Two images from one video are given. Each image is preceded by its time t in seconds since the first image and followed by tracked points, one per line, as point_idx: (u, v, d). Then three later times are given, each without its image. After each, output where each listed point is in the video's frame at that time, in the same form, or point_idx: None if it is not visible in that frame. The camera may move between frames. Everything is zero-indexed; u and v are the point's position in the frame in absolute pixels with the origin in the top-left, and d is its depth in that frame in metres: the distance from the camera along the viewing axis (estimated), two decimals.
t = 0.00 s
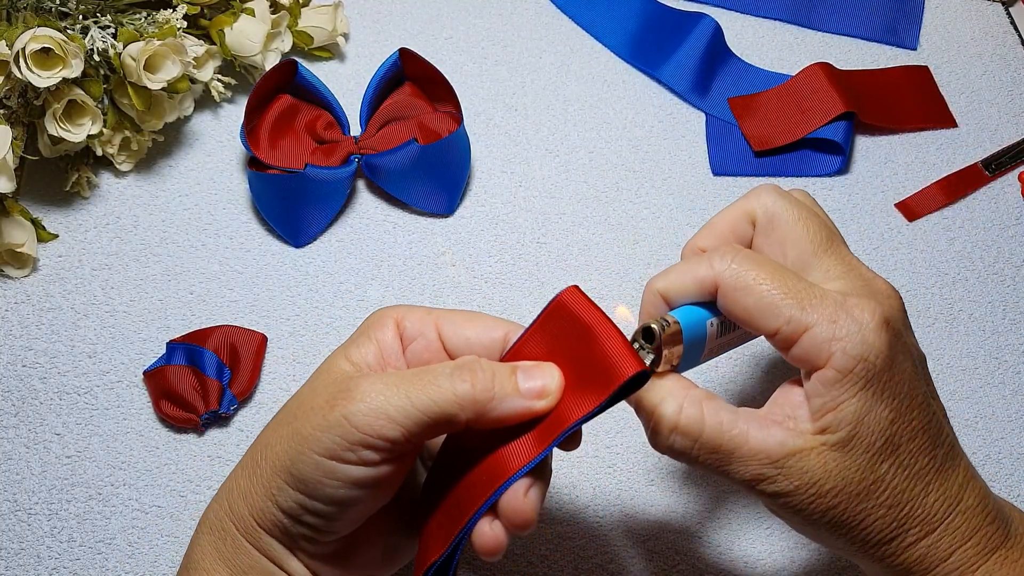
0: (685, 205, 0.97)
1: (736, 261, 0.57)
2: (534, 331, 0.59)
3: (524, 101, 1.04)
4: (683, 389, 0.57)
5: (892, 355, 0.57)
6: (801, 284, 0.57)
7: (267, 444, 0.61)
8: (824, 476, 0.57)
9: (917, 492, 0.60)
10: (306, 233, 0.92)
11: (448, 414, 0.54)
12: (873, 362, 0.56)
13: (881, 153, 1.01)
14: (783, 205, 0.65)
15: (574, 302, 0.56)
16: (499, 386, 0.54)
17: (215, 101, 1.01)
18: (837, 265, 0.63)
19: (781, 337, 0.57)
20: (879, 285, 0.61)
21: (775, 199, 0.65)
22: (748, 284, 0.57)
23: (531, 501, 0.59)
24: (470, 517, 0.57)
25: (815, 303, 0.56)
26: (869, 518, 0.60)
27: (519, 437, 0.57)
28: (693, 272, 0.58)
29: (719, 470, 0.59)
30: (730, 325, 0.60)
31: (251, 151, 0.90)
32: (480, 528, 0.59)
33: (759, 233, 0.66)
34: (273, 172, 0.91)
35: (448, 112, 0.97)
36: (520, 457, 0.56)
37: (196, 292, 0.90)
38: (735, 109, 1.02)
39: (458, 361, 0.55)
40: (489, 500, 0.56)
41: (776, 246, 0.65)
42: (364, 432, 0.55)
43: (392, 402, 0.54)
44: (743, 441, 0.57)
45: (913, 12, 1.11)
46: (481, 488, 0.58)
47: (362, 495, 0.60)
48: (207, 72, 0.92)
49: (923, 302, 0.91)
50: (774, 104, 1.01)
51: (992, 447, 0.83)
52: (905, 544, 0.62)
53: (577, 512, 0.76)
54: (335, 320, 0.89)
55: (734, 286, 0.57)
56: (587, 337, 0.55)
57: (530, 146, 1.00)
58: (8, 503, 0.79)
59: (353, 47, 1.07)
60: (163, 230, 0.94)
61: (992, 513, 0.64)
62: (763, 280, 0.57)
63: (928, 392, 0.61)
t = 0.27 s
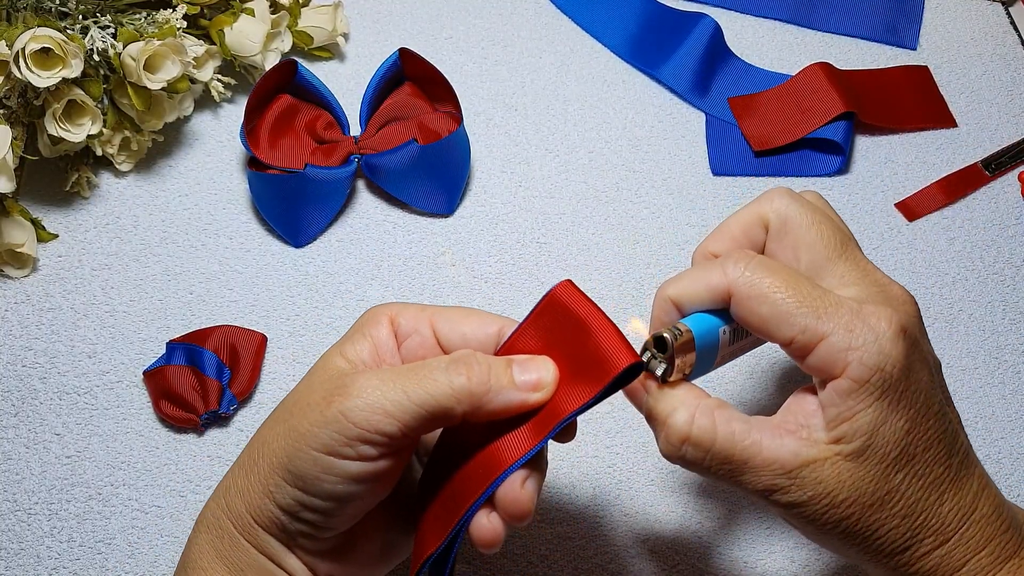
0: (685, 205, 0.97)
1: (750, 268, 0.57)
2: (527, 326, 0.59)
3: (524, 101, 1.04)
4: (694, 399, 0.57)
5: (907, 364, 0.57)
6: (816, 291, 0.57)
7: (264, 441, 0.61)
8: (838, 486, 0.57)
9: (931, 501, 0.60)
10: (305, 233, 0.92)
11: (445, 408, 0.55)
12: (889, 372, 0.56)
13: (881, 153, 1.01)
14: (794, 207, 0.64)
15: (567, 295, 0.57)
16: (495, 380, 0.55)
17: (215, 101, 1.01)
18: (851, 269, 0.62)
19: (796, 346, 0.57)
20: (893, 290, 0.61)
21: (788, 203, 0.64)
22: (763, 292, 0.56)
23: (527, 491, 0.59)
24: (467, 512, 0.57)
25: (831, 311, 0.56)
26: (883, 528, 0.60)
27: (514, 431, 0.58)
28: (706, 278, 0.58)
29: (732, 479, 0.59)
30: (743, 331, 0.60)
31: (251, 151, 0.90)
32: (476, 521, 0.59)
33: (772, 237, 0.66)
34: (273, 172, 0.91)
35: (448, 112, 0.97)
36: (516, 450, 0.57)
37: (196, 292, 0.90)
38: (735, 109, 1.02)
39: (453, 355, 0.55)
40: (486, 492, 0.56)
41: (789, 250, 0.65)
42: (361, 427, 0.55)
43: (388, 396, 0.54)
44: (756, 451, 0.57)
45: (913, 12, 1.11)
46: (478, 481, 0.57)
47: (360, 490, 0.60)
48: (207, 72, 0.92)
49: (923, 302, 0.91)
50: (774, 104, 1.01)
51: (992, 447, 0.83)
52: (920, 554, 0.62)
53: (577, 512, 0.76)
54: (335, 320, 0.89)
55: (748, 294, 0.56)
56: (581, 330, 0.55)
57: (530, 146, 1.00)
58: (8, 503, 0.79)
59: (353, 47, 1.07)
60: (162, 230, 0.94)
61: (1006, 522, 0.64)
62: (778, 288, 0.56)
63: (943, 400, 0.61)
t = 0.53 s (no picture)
0: (685, 205, 0.97)
1: (732, 253, 0.58)
2: (547, 342, 0.59)
3: (524, 101, 1.04)
4: (677, 381, 0.58)
5: (884, 346, 0.57)
6: (796, 276, 0.58)
7: (278, 448, 0.61)
8: (816, 466, 0.58)
9: (909, 483, 0.61)
10: (306, 233, 0.92)
11: (460, 423, 0.54)
12: (866, 355, 0.56)
13: (881, 153, 1.01)
14: (780, 196, 0.65)
15: (588, 314, 0.56)
16: (511, 397, 0.54)
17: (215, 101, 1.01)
18: (833, 257, 0.63)
19: (775, 329, 0.58)
20: (876, 278, 0.61)
21: (772, 191, 0.65)
22: (743, 276, 0.57)
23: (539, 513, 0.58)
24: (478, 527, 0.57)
25: (809, 295, 0.57)
26: (861, 509, 0.60)
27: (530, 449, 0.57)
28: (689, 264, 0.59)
29: (713, 460, 0.59)
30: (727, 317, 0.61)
31: (251, 151, 0.90)
32: (487, 538, 0.59)
33: (756, 225, 0.66)
34: (273, 172, 0.91)
35: (448, 112, 0.97)
36: (530, 470, 0.56)
37: (196, 292, 0.90)
38: (735, 109, 1.02)
39: (471, 371, 0.55)
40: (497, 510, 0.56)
41: (772, 238, 0.65)
42: (376, 440, 0.55)
43: (404, 410, 0.54)
44: (735, 432, 0.57)
45: (913, 12, 1.11)
46: (491, 497, 0.57)
47: (372, 503, 0.60)
48: (207, 72, 0.92)
49: (923, 302, 0.91)
50: (774, 104, 1.01)
51: (992, 446, 0.83)
52: (897, 535, 0.62)
53: (577, 511, 0.76)
54: (335, 321, 0.89)
55: (728, 278, 0.57)
56: (600, 349, 0.55)
57: (530, 146, 1.00)
58: (8, 503, 0.79)
59: (353, 47, 1.07)
60: (162, 230, 0.93)
61: (988, 506, 0.64)
62: (757, 272, 0.57)
63: (924, 383, 0.61)
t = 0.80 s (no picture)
0: (685, 205, 0.97)
1: (713, 239, 0.58)
2: (563, 356, 0.59)
3: (524, 101, 1.04)
4: (659, 364, 0.59)
5: (858, 330, 0.58)
6: (775, 262, 0.58)
7: (287, 450, 0.61)
8: (789, 447, 0.58)
9: (882, 464, 0.61)
10: (306, 233, 0.92)
11: (469, 436, 0.54)
12: (838, 338, 0.57)
13: (881, 153, 1.01)
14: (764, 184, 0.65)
15: (605, 331, 0.56)
16: (523, 412, 0.54)
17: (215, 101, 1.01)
18: (813, 244, 0.63)
19: (752, 314, 0.58)
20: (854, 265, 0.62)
21: (756, 180, 0.65)
22: (722, 262, 0.57)
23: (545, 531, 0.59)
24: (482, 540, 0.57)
25: (785, 280, 0.57)
26: (834, 490, 0.60)
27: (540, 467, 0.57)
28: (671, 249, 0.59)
29: (690, 439, 0.60)
30: (709, 303, 0.61)
31: (251, 151, 0.90)
32: (492, 555, 0.60)
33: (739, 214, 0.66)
34: (273, 172, 0.91)
35: (448, 112, 0.97)
36: (537, 488, 0.56)
37: (196, 292, 0.90)
38: (735, 109, 1.02)
39: (483, 384, 0.55)
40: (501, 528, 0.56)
41: (754, 226, 0.65)
42: (386, 449, 0.55)
43: (415, 420, 0.54)
44: (713, 412, 0.58)
45: (913, 12, 1.11)
46: (497, 513, 0.58)
47: (378, 512, 0.60)
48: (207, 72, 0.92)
49: (923, 302, 0.91)
50: (774, 104, 1.01)
51: (992, 447, 0.82)
52: (871, 518, 0.62)
53: (576, 511, 0.76)
54: (335, 321, 0.89)
55: (707, 263, 0.58)
56: (613, 366, 0.55)
57: (530, 146, 1.00)
58: (8, 503, 0.79)
59: (353, 47, 1.07)
60: (162, 230, 0.94)
61: (964, 491, 0.64)
62: (736, 257, 0.57)
63: (899, 367, 0.62)
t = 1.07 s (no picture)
0: (685, 205, 0.97)
1: (721, 249, 0.58)
2: (551, 346, 0.59)
3: (524, 101, 1.04)
4: (666, 373, 0.58)
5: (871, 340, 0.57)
6: (784, 272, 0.58)
7: (280, 446, 0.61)
8: (801, 459, 0.58)
9: (895, 476, 0.61)
10: (306, 233, 0.92)
11: (460, 426, 0.54)
12: (850, 348, 0.56)
13: (881, 153, 1.01)
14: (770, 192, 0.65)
15: (593, 321, 0.56)
16: (513, 402, 0.54)
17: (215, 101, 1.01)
18: (820, 253, 0.63)
19: (762, 324, 0.58)
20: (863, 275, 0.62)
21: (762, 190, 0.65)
22: (731, 271, 0.57)
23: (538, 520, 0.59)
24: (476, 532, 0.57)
25: (795, 290, 0.57)
26: (845, 501, 0.60)
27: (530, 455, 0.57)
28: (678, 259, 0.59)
29: (697, 451, 0.59)
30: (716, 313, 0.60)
31: (251, 151, 0.90)
32: (484, 544, 0.60)
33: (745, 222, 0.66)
34: (273, 172, 0.91)
35: (448, 112, 0.97)
36: (529, 476, 0.56)
37: (196, 292, 0.90)
38: (735, 109, 1.02)
39: (473, 374, 0.55)
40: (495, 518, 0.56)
41: (761, 234, 0.65)
42: (377, 441, 0.55)
43: (404, 411, 0.54)
44: (723, 423, 0.57)
45: (913, 12, 1.11)
46: (490, 503, 0.58)
47: (372, 504, 0.60)
48: (207, 72, 0.92)
49: (923, 302, 0.91)
50: (774, 105, 1.01)
51: (991, 446, 0.83)
52: (882, 528, 0.62)
53: (576, 511, 0.76)
54: (335, 321, 0.89)
55: (716, 273, 0.57)
56: (603, 356, 0.55)
57: (530, 146, 1.00)
58: (8, 503, 0.79)
59: (353, 47, 1.07)
60: (162, 230, 0.94)
61: (973, 499, 0.64)
62: (745, 266, 0.57)
63: (909, 376, 0.62)
